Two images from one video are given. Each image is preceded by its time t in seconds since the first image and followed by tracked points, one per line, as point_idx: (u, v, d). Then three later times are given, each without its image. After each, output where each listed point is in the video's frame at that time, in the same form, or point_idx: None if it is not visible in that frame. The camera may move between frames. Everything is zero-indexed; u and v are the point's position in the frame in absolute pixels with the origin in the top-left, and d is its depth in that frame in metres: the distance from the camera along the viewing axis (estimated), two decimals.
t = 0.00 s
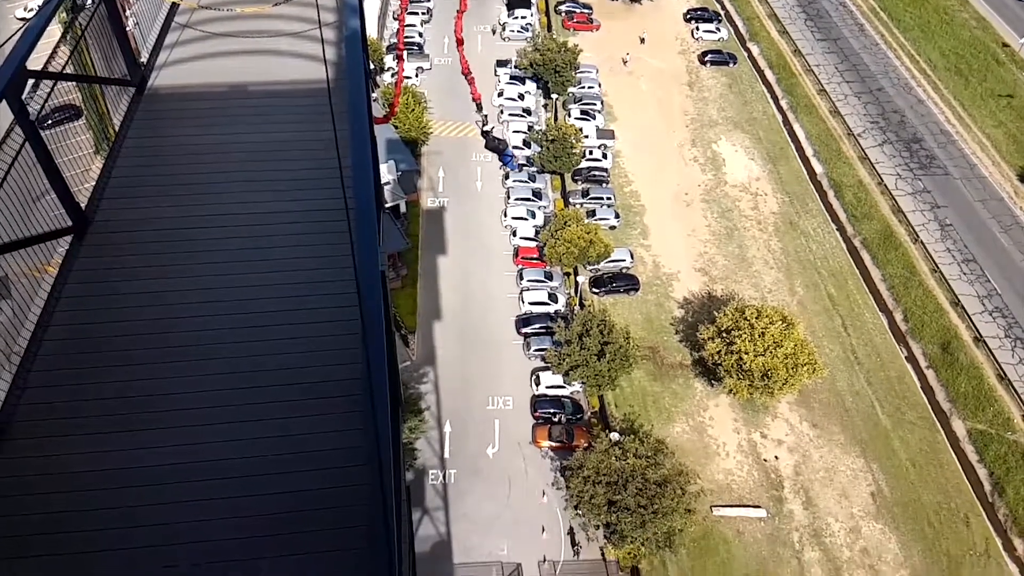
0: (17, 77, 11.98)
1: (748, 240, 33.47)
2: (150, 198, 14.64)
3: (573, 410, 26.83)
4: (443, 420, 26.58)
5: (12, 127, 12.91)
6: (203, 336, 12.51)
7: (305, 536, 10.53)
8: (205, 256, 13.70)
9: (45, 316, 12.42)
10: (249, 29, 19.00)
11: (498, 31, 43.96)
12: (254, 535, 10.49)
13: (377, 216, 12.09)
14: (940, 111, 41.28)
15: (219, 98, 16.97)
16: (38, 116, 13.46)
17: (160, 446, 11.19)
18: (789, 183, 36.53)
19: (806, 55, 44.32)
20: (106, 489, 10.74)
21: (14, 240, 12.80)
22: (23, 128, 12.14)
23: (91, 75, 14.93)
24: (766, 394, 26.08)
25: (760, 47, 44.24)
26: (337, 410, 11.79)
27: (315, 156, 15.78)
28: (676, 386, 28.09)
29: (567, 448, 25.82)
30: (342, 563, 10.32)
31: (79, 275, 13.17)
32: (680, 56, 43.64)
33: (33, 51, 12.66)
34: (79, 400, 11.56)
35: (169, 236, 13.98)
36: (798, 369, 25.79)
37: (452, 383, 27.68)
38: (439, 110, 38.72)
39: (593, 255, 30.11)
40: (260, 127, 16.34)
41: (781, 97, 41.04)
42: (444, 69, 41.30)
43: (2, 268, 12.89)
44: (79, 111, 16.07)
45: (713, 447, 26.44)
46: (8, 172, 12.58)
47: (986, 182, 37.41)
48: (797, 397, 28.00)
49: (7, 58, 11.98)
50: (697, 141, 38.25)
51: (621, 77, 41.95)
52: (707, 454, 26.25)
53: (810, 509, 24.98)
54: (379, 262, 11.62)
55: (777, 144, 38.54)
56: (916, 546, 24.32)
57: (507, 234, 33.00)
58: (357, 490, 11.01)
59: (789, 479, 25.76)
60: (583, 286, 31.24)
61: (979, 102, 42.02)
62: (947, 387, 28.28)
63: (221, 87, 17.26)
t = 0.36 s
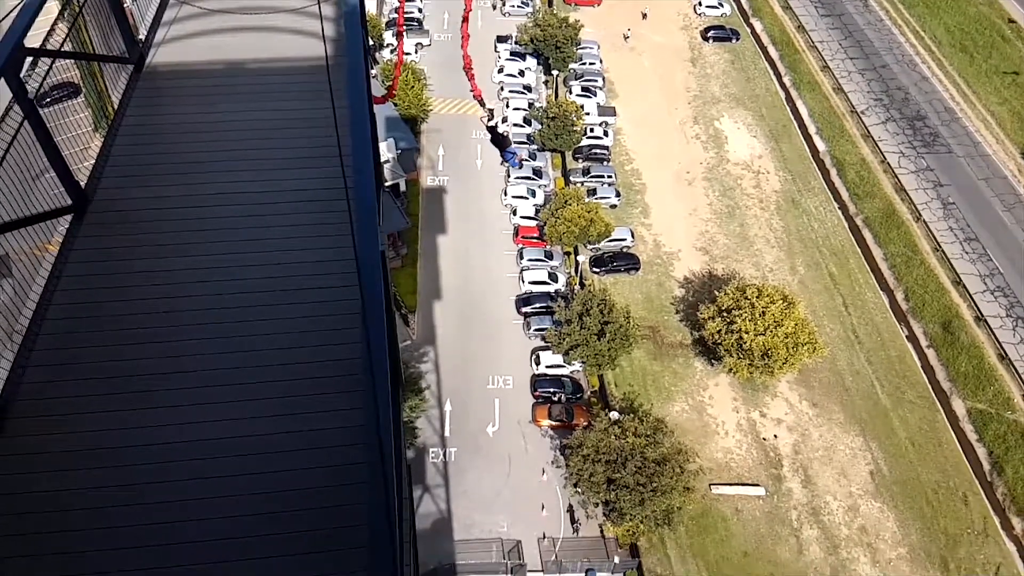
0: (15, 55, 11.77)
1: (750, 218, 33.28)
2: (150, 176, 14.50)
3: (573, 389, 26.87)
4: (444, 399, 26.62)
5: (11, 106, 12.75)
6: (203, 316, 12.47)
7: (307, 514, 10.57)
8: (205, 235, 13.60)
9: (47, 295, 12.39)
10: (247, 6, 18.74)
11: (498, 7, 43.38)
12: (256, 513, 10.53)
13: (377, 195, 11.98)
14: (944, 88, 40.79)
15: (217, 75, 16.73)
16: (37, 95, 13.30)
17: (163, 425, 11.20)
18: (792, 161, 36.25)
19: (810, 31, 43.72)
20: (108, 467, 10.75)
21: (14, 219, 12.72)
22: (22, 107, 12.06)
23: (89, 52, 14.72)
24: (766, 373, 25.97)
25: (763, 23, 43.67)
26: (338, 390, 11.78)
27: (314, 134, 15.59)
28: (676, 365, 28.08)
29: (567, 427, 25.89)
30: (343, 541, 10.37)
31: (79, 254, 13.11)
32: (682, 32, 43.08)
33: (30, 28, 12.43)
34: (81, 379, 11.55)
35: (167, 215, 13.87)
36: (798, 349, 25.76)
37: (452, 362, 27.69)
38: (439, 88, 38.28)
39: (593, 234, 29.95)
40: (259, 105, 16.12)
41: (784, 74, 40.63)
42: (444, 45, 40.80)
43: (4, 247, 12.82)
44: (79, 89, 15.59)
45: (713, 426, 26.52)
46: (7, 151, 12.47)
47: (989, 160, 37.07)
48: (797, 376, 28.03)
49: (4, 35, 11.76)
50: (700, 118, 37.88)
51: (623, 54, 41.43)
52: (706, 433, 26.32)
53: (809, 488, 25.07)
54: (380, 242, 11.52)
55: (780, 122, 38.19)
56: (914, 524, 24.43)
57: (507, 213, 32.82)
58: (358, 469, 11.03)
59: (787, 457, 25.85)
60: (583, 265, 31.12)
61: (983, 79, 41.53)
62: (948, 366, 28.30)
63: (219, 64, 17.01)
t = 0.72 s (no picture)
0: (10, 21, 11.52)
1: (752, 191, 33.09)
2: (147, 146, 14.35)
3: (573, 361, 26.94)
4: (444, 371, 26.71)
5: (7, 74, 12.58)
6: (203, 286, 12.45)
7: (308, 484, 10.67)
8: (204, 205, 13.50)
9: (45, 265, 12.35)
10: None
11: None
12: (257, 483, 10.63)
13: (376, 166, 11.87)
14: (950, 60, 40.30)
15: (215, 44, 16.50)
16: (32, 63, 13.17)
17: (164, 395, 11.23)
18: (794, 133, 35.95)
19: (815, 1, 43.06)
20: (110, 436, 10.80)
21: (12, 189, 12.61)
22: (18, 75, 11.88)
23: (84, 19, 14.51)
24: (765, 346, 26.06)
25: None
26: (338, 362, 11.80)
27: (314, 103, 15.39)
28: (676, 338, 28.13)
29: (567, 399, 26.02)
30: (343, 511, 10.50)
31: (78, 224, 13.03)
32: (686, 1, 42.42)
33: None
34: (82, 349, 11.55)
35: (165, 185, 13.73)
36: (798, 322, 25.78)
37: (452, 334, 27.73)
38: (439, 57, 37.76)
39: (594, 206, 29.79)
40: (258, 73, 15.89)
41: (788, 44, 40.12)
42: (444, 13, 40.16)
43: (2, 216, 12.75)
44: (75, 57, 15.75)
45: (711, 399, 26.66)
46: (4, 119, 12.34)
47: (993, 133, 36.75)
48: (796, 349, 28.12)
49: None
50: (702, 89, 37.45)
51: (625, 23, 40.83)
52: (705, 405, 26.48)
53: (806, 459, 25.30)
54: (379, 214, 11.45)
55: (783, 93, 37.79)
56: (910, 496, 24.68)
57: (507, 185, 32.60)
58: (358, 440, 11.11)
59: (785, 429, 26.05)
60: (584, 238, 31.00)
61: (989, 51, 41.00)
62: (947, 340, 28.38)
63: (217, 33, 16.78)
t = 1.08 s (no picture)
0: None
1: (754, 169, 32.80)
2: (145, 122, 14.13)
3: (573, 340, 26.86)
4: (444, 350, 26.68)
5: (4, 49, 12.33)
6: (202, 265, 12.34)
7: (310, 461, 10.66)
8: (202, 183, 13.34)
9: (46, 243, 12.24)
10: None
11: None
12: (259, 461, 10.61)
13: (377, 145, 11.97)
14: (955, 36, 39.75)
15: (213, 18, 16.18)
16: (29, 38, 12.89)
17: (167, 373, 11.19)
18: (798, 110, 35.54)
19: None
20: (112, 415, 10.77)
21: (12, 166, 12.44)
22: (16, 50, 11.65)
23: None
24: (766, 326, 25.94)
25: None
26: (338, 341, 11.73)
27: (314, 78, 15.13)
28: (676, 318, 28.06)
29: (566, 378, 26.01)
30: (345, 488, 10.49)
31: (77, 202, 12.89)
32: None
33: None
34: (85, 328, 11.51)
35: (164, 163, 13.55)
36: (798, 302, 25.65)
37: (453, 313, 27.65)
38: (439, 32, 37.21)
39: (595, 184, 29.54)
40: (257, 48, 15.60)
41: (792, 20, 39.56)
42: None
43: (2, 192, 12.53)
44: (73, 32, 14.91)
45: (711, 377, 26.66)
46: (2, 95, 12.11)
47: (998, 111, 36.33)
48: (796, 328, 28.06)
49: None
50: (706, 65, 36.96)
51: None
52: (704, 384, 26.48)
53: (805, 438, 25.36)
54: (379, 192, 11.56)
55: (787, 70, 37.30)
56: (908, 475, 24.77)
57: (507, 162, 32.32)
58: (359, 419, 11.08)
59: (784, 408, 26.08)
60: (585, 216, 30.79)
61: (996, 28, 40.40)
62: (947, 319, 28.33)
63: (216, 7, 16.45)
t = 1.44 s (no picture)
0: None
1: (755, 155, 32.67)
2: (143, 111, 14.05)
3: (573, 329, 26.84)
4: (445, 338, 26.67)
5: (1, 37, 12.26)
6: (201, 254, 12.31)
7: (311, 450, 10.67)
8: (200, 171, 13.27)
9: (45, 234, 12.20)
10: None
11: None
12: (258, 450, 10.62)
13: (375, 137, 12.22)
14: (956, 21, 39.49)
15: (211, 6, 16.03)
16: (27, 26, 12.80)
17: (168, 363, 11.20)
18: (798, 96, 35.36)
19: None
20: (113, 405, 10.78)
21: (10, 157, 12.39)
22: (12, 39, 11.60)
23: None
24: (765, 313, 25.93)
25: None
26: (337, 331, 11.72)
27: (312, 66, 15.03)
28: (677, 306, 28.04)
29: (567, 366, 26.01)
30: (345, 477, 10.51)
31: (76, 192, 12.84)
32: None
33: None
34: (86, 318, 11.50)
35: (161, 152, 13.49)
36: (798, 289, 25.61)
37: (453, 301, 27.62)
38: (438, 19, 36.97)
39: (596, 172, 29.43)
40: (256, 36, 15.48)
41: (793, 6, 39.32)
42: None
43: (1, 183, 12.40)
44: (70, 19, 14.87)
45: (711, 364, 26.68)
46: None
47: (999, 96, 36.13)
48: (796, 315, 28.07)
49: None
50: (706, 52, 36.76)
51: None
52: (704, 371, 26.51)
53: (805, 425, 25.43)
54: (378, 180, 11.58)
55: (788, 56, 37.09)
56: (908, 461, 24.84)
57: (507, 150, 32.17)
58: (358, 408, 11.09)
59: (784, 395, 26.13)
60: (584, 204, 30.71)
61: (997, 12, 40.13)
62: (948, 306, 28.35)
63: None
